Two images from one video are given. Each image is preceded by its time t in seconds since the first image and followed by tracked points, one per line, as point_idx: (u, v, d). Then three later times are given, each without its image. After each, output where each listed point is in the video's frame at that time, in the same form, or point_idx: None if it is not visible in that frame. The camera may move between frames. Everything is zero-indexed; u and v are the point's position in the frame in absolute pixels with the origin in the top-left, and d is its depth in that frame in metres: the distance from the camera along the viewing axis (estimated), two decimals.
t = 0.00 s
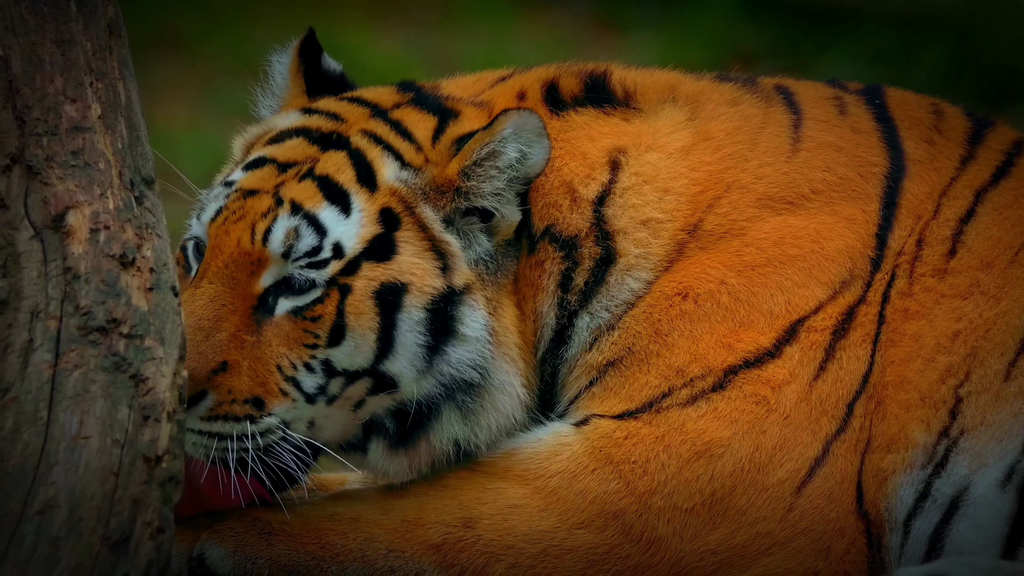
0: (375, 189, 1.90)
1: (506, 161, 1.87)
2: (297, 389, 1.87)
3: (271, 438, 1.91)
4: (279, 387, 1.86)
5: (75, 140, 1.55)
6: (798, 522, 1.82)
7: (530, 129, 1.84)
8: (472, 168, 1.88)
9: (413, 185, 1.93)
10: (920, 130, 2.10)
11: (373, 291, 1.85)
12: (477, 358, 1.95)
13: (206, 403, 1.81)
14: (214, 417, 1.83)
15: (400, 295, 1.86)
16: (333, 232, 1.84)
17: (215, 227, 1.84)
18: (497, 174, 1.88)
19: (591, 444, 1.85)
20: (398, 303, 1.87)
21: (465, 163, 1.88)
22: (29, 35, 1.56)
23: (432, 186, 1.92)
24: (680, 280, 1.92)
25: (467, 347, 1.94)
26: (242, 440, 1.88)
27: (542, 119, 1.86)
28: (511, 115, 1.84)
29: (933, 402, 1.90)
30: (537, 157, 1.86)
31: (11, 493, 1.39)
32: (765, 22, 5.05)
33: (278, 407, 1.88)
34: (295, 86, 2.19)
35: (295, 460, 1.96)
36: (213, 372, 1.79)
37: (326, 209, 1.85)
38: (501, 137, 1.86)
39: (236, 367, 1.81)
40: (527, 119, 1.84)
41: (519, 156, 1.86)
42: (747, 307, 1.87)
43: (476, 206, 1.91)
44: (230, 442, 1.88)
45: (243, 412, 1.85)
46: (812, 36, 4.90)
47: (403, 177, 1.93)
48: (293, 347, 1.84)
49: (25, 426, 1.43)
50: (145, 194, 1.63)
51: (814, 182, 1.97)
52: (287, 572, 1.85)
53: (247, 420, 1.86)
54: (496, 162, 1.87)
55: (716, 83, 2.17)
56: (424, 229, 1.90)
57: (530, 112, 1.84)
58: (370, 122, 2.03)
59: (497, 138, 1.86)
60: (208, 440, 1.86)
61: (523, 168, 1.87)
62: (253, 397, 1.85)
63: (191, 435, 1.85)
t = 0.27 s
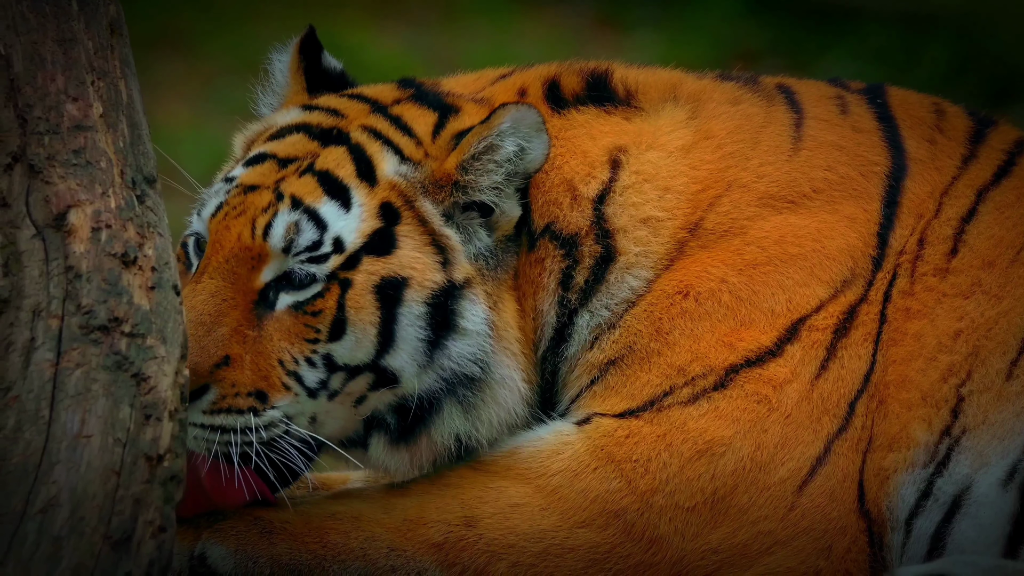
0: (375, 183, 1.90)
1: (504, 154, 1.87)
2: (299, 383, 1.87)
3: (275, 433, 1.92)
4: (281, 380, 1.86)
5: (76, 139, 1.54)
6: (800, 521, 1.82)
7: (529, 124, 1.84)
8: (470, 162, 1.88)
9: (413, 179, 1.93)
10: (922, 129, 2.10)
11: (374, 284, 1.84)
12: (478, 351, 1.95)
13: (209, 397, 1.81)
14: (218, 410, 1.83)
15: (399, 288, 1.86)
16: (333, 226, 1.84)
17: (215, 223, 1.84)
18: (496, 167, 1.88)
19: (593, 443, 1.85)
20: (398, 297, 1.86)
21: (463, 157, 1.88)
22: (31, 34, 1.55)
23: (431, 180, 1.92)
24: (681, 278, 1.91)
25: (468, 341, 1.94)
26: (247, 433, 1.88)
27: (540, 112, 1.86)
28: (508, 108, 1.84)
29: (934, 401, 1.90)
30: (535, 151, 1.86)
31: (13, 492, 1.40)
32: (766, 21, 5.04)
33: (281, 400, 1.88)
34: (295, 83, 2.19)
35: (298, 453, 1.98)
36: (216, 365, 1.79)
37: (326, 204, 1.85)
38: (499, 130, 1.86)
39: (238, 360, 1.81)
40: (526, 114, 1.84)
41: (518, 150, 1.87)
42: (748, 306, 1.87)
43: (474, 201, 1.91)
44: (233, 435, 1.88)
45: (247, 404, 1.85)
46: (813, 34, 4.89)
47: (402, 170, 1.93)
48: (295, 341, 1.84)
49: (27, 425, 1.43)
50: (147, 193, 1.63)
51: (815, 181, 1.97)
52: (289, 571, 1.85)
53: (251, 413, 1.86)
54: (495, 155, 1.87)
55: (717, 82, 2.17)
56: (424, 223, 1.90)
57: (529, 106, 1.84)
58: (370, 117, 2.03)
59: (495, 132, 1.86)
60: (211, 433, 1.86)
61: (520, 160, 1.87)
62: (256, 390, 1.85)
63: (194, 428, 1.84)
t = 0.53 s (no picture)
0: (375, 178, 1.91)
1: (502, 150, 1.87)
2: (300, 377, 1.87)
3: (278, 425, 1.91)
4: (283, 375, 1.86)
5: (79, 137, 1.54)
6: (803, 519, 1.81)
7: (528, 119, 1.84)
8: (469, 157, 1.89)
9: (412, 174, 1.93)
10: (924, 128, 2.10)
11: (373, 281, 1.85)
12: (477, 347, 1.95)
13: (209, 393, 1.80)
14: (218, 404, 1.83)
15: (399, 284, 1.86)
16: (333, 222, 1.84)
17: (215, 219, 1.84)
18: (494, 163, 1.88)
19: (595, 442, 1.85)
20: (398, 293, 1.87)
21: (462, 153, 1.88)
22: (34, 32, 1.54)
23: (430, 175, 1.93)
24: (682, 276, 1.92)
25: (468, 336, 1.94)
26: (249, 426, 1.87)
27: (539, 108, 1.86)
28: (507, 104, 1.85)
29: (937, 400, 1.90)
30: (535, 146, 1.85)
31: (16, 489, 1.41)
32: (768, 19, 5.04)
33: (282, 393, 1.88)
34: (296, 80, 2.19)
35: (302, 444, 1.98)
36: (215, 362, 1.79)
37: (325, 200, 1.85)
38: (497, 126, 1.86)
39: (238, 356, 1.81)
40: (524, 109, 1.84)
41: (516, 145, 1.86)
42: (750, 304, 1.87)
43: (472, 196, 1.91)
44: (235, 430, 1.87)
45: (248, 398, 1.85)
46: (816, 32, 4.88)
47: (402, 166, 1.93)
48: (294, 338, 1.84)
49: (30, 423, 1.43)
50: (150, 191, 1.63)
51: (816, 180, 1.97)
52: (292, 569, 1.85)
53: (251, 406, 1.86)
54: (493, 150, 1.88)
55: (719, 81, 2.17)
56: (424, 218, 1.90)
57: (527, 102, 1.84)
58: (370, 113, 2.04)
59: (494, 127, 1.87)
60: (212, 428, 1.85)
61: (520, 156, 1.87)
62: (256, 383, 1.84)
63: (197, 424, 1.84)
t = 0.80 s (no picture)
0: (373, 177, 1.91)
1: (500, 147, 1.87)
2: (300, 376, 1.87)
3: (281, 418, 1.92)
4: (282, 371, 1.85)
5: (81, 136, 1.54)
6: (804, 518, 1.82)
7: (526, 116, 1.83)
8: (467, 154, 1.89)
9: (410, 172, 1.93)
10: (925, 127, 2.10)
11: (372, 280, 1.85)
12: (477, 346, 1.96)
13: (209, 393, 1.80)
14: (219, 404, 1.83)
15: (399, 283, 1.87)
16: (332, 221, 1.84)
17: (215, 220, 1.84)
18: (491, 160, 1.88)
19: (597, 441, 1.85)
20: (398, 293, 1.87)
21: (459, 150, 1.89)
22: (36, 31, 1.54)
23: (428, 173, 1.93)
24: (683, 275, 1.92)
25: (468, 335, 1.95)
26: (254, 423, 1.88)
27: (535, 105, 1.85)
28: (503, 101, 1.84)
29: (938, 399, 1.90)
30: (533, 143, 1.85)
31: (18, 488, 1.40)
32: (769, 18, 5.04)
33: (283, 388, 1.87)
34: (296, 78, 2.19)
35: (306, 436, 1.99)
36: (213, 361, 1.79)
37: (324, 199, 1.85)
38: (494, 123, 1.86)
39: (236, 355, 1.81)
40: (522, 106, 1.83)
41: (513, 142, 1.86)
42: (751, 303, 1.87)
43: (470, 193, 1.91)
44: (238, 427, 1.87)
45: (248, 395, 1.84)
46: (817, 31, 4.88)
47: (400, 164, 1.94)
48: (293, 337, 1.84)
49: (32, 421, 1.43)
50: (152, 190, 1.63)
51: (817, 179, 1.97)
52: (293, 567, 1.85)
53: (252, 403, 1.86)
54: (490, 148, 1.87)
55: (720, 80, 2.17)
56: (422, 217, 1.90)
57: (524, 99, 1.83)
58: (369, 111, 2.04)
59: (490, 124, 1.86)
60: (217, 428, 1.85)
61: (518, 153, 1.87)
62: (255, 380, 1.84)
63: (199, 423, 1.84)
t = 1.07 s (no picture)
0: (373, 178, 1.91)
1: (499, 148, 1.87)
2: (299, 375, 1.87)
3: (284, 414, 1.91)
4: (280, 369, 1.85)
5: (83, 135, 1.54)
6: (806, 516, 1.82)
7: (525, 117, 1.84)
8: (465, 156, 1.88)
9: (409, 174, 1.93)
10: (926, 127, 2.10)
11: (372, 283, 1.85)
12: (478, 347, 1.96)
13: (208, 394, 1.80)
14: (219, 404, 1.83)
15: (399, 285, 1.87)
16: (332, 223, 1.84)
17: (217, 221, 1.84)
18: (490, 161, 1.88)
19: (598, 439, 1.85)
20: (397, 295, 1.87)
21: (458, 152, 1.88)
22: (37, 30, 1.53)
23: (428, 174, 1.92)
24: (684, 274, 1.92)
25: (468, 336, 1.95)
26: (256, 421, 1.88)
27: (535, 105, 1.86)
28: (502, 102, 1.85)
29: (940, 397, 1.90)
30: (533, 143, 1.86)
31: (20, 486, 1.41)
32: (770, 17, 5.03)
33: (282, 384, 1.87)
34: (298, 75, 2.19)
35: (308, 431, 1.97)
36: (211, 362, 1.79)
37: (324, 201, 1.85)
38: (494, 124, 1.86)
39: (234, 355, 1.81)
40: (521, 106, 1.84)
41: (513, 143, 1.87)
42: (752, 302, 1.87)
43: (470, 194, 1.91)
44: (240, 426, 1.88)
45: (246, 393, 1.84)
46: (818, 30, 4.88)
47: (400, 165, 1.93)
48: (292, 339, 1.84)
49: (35, 420, 1.43)
50: (154, 189, 1.63)
51: (818, 178, 1.97)
52: (296, 565, 1.86)
53: (251, 401, 1.85)
54: (489, 148, 1.87)
55: (721, 79, 2.17)
56: (422, 218, 1.90)
57: (524, 99, 1.84)
58: (370, 111, 2.04)
59: (490, 125, 1.87)
60: (219, 428, 1.86)
61: (517, 153, 1.87)
62: (252, 377, 1.83)
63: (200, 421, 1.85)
